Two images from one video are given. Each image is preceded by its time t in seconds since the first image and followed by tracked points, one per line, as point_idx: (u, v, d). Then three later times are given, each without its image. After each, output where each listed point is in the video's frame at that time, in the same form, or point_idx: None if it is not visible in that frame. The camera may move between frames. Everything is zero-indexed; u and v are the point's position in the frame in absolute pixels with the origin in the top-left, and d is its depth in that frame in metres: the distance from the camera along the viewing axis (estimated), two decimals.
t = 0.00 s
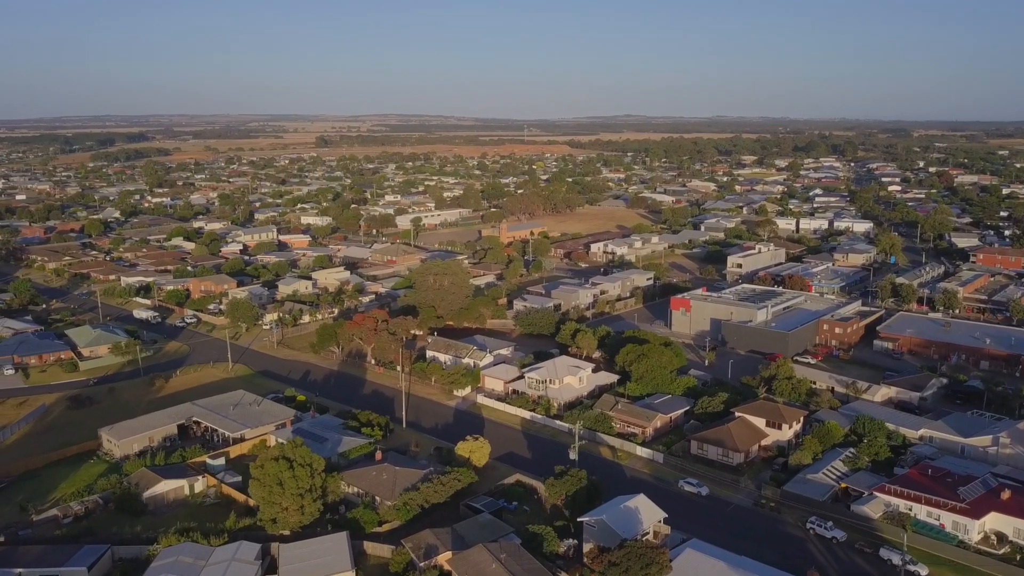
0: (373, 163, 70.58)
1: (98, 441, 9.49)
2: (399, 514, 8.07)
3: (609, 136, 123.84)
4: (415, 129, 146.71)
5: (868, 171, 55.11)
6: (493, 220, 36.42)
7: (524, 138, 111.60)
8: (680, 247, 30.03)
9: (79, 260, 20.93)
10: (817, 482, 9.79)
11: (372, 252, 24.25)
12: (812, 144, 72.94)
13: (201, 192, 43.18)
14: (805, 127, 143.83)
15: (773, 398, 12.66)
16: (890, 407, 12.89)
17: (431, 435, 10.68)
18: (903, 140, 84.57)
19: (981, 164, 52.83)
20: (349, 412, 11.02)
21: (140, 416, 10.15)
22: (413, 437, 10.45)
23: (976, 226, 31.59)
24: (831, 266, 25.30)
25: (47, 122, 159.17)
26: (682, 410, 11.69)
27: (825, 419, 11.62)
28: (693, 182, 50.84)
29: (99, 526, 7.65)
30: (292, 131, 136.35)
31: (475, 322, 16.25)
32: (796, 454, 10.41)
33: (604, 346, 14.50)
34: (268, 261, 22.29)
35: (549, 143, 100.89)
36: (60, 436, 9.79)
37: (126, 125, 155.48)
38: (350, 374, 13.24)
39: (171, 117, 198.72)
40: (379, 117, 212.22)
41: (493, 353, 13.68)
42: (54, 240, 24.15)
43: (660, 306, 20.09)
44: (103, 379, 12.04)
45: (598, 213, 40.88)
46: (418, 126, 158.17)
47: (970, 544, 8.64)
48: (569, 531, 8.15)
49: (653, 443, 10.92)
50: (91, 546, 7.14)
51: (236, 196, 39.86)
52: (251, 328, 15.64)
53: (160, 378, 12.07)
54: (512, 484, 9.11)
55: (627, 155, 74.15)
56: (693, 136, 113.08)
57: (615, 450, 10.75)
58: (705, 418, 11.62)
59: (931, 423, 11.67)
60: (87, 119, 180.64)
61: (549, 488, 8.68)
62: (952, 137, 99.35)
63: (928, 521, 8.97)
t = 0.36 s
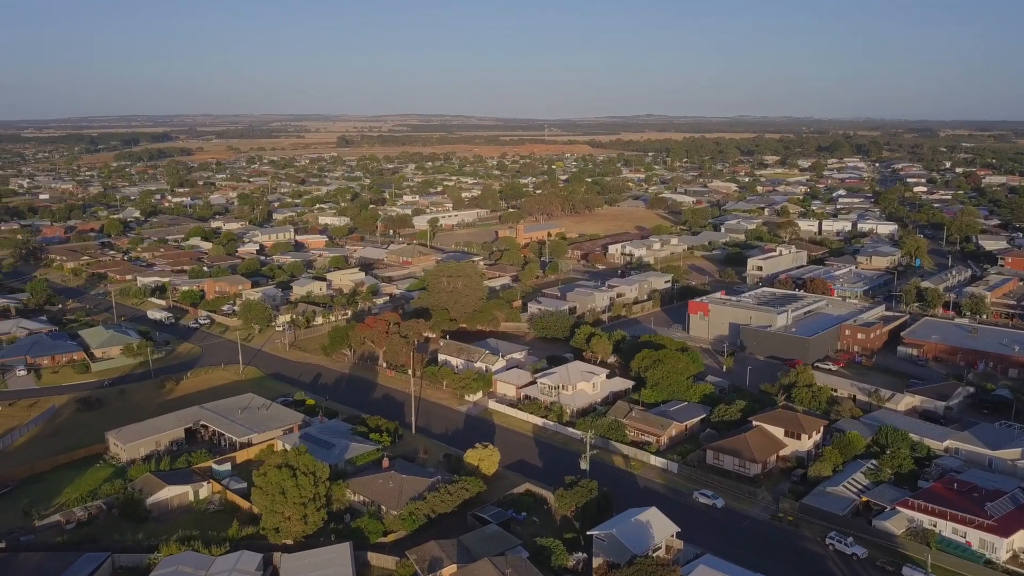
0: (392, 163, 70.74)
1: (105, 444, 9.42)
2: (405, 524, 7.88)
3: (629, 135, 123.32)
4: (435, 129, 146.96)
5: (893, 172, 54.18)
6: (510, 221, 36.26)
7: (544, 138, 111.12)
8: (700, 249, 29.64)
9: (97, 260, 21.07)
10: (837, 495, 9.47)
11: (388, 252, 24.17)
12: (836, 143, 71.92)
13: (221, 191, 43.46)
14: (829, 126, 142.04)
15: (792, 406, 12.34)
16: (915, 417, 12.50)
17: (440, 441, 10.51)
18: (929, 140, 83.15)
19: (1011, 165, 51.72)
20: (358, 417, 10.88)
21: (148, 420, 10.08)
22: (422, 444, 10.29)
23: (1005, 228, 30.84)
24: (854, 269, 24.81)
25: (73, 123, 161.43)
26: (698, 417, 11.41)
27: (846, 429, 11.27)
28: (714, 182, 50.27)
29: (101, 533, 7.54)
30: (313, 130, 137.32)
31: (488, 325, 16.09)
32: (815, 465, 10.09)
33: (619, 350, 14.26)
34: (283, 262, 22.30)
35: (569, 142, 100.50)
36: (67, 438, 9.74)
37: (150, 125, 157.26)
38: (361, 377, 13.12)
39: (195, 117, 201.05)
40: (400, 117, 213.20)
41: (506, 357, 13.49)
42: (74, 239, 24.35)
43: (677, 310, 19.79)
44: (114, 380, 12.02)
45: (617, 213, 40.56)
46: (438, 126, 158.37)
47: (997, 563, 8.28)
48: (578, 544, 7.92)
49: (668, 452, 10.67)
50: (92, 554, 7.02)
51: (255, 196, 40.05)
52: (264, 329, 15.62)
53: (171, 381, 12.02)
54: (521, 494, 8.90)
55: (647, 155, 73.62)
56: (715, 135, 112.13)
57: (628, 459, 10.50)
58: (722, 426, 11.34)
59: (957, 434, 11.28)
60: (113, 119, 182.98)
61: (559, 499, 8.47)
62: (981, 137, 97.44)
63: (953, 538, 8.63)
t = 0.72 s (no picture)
0: (412, 164, 70.83)
1: (112, 448, 9.33)
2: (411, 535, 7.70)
3: (651, 134, 122.53)
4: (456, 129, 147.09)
5: (921, 172, 53.17)
6: (528, 221, 36.05)
7: (566, 138, 110.51)
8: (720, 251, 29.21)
9: (115, 260, 21.18)
10: (859, 509, 9.14)
11: (404, 253, 24.08)
12: (861, 143, 70.83)
13: (241, 191, 43.71)
14: (854, 126, 140.10)
15: (813, 415, 12.00)
16: (941, 428, 12.10)
17: (450, 448, 10.33)
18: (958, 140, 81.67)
19: None
20: (368, 422, 10.73)
21: (156, 423, 10.00)
22: (431, 451, 10.11)
23: None
24: (879, 272, 24.27)
25: (100, 123, 163.63)
26: (715, 426, 11.13)
27: (869, 440, 10.91)
28: (736, 183, 49.69)
29: (104, 540, 7.43)
30: (334, 130, 137.99)
31: (503, 328, 15.90)
32: (836, 478, 9.76)
33: (635, 356, 14.00)
34: (300, 263, 22.31)
35: (591, 142, 100.01)
36: (76, 441, 9.68)
37: (175, 125, 158.95)
38: (372, 381, 12.99)
39: (219, 117, 203.22)
40: (422, 117, 213.88)
41: (519, 361, 13.28)
42: (94, 239, 24.53)
43: (696, 313, 19.46)
44: (125, 382, 11.99)
45: (637, 214, 40.20)
46: (459, 126, 158.56)
47: None
48: (588, 558, 7.69)
49: (683, 462, 10.39)
50: (92, 562, 6.90)
51: (275, 196, 40.22)
52: (277, 331, 15.57)
53: (182, 383, 11.95)
54: (531, 504, 8.70)
55: (668, 155, 73.03)
56: (738, 134, 111.03)
57: (643, 469, 10.25)
58: (740, 435, 11.03)
59: (985, 446, 10.87)
60: (139, 119, 185.12)
61: (569, 511, 8.24)
62: (1011, 136, 95.42)
63: (979, 557, 8.28)
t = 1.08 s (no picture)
0: (437, 164, 70.92)
1: (126, 450, 9.28)
2: (421, 547, 7.52)
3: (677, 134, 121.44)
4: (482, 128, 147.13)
5: (955, 173, 51.91)
6: (552, 222, 35.78)
7: (592, 138, 109.81)
8: (746, 253, 28.72)
9: (139, 259, 21.34)
10: (887, 525, 8.77)
11: (425, 254, 23.98)
12: (893, 143, 69.45)
13: (267, 191, 44.06)
14: (886, 125, 137.60)
15: (839, 425, 11.63)
16: (974, 440, 11.64)
17: (465, 455, 10.15)
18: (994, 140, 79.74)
19: None
20: (382, 427, 10.58)
21: (170, 426, 9.94)
22: (445, 457, 9.94)
23: None
24: (910, 276, 23.64)
25: (132, 123, 166.27)
26: (738, 436, 10.82)
27: (899, 452, 10.51)
28: (764, 183, 48.97)
29: (113, 545, 7.34)
30: (361, 130, 139.11)
31: (522, 331, 15.69)
32: (864, 492, 9.38)
33: (656, 361, 13.71)
34: (321, 263, 22.32)
35: (617, 142, 99.29)
36: (91, 442, 9.64)
37: (205, 125, 160.97)
38: (389, 384, 12.84)
39: (249, 117, 205.78)
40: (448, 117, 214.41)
41: (538, 366, 13.06)
42: (120, 239, 24.79)
43: (721, 318, 19.08)
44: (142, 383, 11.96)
45: (661, 215, 39.75)
46: (484, 126, 158.61)
47: None
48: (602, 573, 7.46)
49: (704, 474, 10.11)
50: (99, 568, 6.79)
51: (300, 196, 40.45)
52: (296, 332, 15.52)
53: (198, 385, 11.90)
54: (546, 515, 8.48)
55: (695, 155, 72.29)
56: (766, 134, 109.66)
57: (662, 479, 9.98)
58: (763, 445, 10.72)
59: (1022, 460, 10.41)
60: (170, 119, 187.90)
61: (583, 524, 8.01)
62: None
63: None
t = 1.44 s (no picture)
0: (463, 164, 70.93)
1: (140, 453, 9.25)
2: (433, 558, 7.33)
3: (706, 134, 120.20)
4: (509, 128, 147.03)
5: (992, 174, 50.56)
6: (577, 223, 35.51)
7: (621, 138, 108.98)
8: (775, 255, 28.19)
9: (164, 258, 21.54)
10: (918, 544, 8.38)
11: (448, 255, 23.88)
12: (929, 143, 67.91)
13: (294, 190, 44.44)
14: (921, 125, 134.78)
15: (869, 436, 11.24)
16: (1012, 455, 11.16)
17: (481, 462, 9.96)
18: None
19: None
20: (398, 433, 10.43)
21: (186, 428, 9.89)
22: (461, 465, 9.76)
23: None
24: (945, 281, 22.96)
25: (165, 123, 168.97)
26: (763, 447, 10.49)
27: (931, 467, 10.09)
28: (794, 184, 48.11)
29: (123, 551, 7.26)
30: (389, 129, 139.92)
31: (542, 335, 15.48)
32: (894, 508, 9.01)
33: (680, 367, 13.40)
34: (344, 263, 22.32)
35: (644, 141, 98.49)
36: (106, 444, 9.62)
37: (236, 125, 163.19)
38: (407, 388, 12.70)
39: (279, 117, 208.17)
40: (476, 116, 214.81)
41: (558, 371, 12.83)
42: (147, 238, 25.03)
43: (747, 322, 18.68)
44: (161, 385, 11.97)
45: (689, 216, 39.26)
46: (511, 125, 158.53)
47: None
48: None
49: (727, 486, 9.81)
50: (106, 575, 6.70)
51: (326, 196, 40.63)
52: (316, 333, 15.48)
53: (216, 387, 11.87)
54: (561, 526, 8.26)
55: (724, 155, 71.39)
56: (797, 134, 107.99)
57: (683, 491, 9.70)
58: (789, 457, 10.37)
59: None
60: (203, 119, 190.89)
61: (600, 538, 7.77)
62: None
63: None
